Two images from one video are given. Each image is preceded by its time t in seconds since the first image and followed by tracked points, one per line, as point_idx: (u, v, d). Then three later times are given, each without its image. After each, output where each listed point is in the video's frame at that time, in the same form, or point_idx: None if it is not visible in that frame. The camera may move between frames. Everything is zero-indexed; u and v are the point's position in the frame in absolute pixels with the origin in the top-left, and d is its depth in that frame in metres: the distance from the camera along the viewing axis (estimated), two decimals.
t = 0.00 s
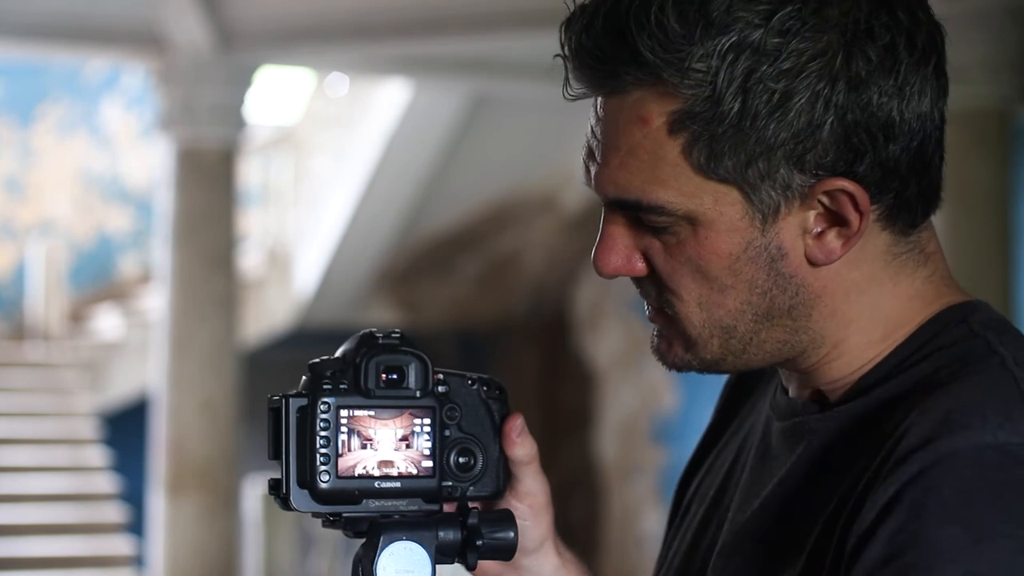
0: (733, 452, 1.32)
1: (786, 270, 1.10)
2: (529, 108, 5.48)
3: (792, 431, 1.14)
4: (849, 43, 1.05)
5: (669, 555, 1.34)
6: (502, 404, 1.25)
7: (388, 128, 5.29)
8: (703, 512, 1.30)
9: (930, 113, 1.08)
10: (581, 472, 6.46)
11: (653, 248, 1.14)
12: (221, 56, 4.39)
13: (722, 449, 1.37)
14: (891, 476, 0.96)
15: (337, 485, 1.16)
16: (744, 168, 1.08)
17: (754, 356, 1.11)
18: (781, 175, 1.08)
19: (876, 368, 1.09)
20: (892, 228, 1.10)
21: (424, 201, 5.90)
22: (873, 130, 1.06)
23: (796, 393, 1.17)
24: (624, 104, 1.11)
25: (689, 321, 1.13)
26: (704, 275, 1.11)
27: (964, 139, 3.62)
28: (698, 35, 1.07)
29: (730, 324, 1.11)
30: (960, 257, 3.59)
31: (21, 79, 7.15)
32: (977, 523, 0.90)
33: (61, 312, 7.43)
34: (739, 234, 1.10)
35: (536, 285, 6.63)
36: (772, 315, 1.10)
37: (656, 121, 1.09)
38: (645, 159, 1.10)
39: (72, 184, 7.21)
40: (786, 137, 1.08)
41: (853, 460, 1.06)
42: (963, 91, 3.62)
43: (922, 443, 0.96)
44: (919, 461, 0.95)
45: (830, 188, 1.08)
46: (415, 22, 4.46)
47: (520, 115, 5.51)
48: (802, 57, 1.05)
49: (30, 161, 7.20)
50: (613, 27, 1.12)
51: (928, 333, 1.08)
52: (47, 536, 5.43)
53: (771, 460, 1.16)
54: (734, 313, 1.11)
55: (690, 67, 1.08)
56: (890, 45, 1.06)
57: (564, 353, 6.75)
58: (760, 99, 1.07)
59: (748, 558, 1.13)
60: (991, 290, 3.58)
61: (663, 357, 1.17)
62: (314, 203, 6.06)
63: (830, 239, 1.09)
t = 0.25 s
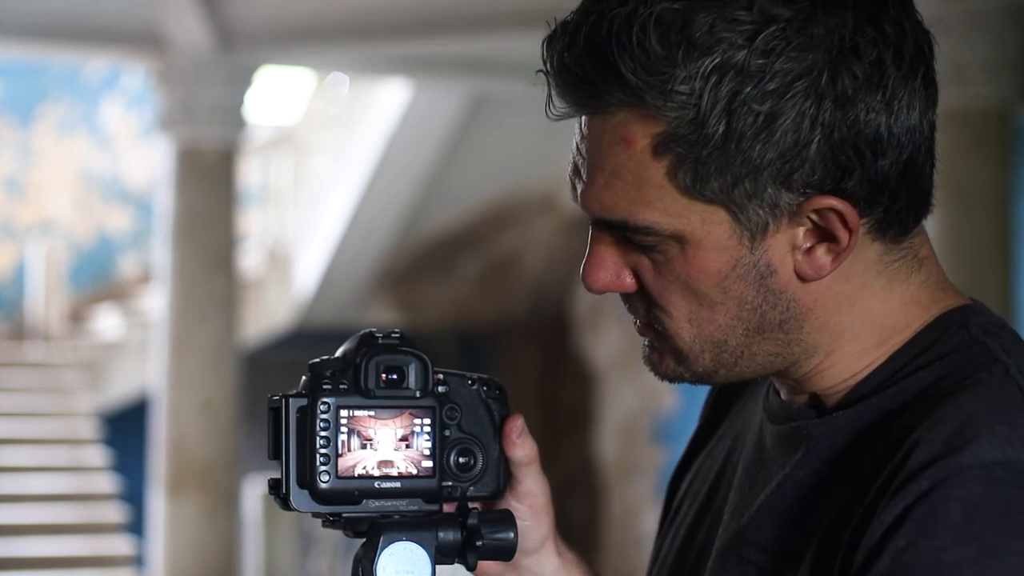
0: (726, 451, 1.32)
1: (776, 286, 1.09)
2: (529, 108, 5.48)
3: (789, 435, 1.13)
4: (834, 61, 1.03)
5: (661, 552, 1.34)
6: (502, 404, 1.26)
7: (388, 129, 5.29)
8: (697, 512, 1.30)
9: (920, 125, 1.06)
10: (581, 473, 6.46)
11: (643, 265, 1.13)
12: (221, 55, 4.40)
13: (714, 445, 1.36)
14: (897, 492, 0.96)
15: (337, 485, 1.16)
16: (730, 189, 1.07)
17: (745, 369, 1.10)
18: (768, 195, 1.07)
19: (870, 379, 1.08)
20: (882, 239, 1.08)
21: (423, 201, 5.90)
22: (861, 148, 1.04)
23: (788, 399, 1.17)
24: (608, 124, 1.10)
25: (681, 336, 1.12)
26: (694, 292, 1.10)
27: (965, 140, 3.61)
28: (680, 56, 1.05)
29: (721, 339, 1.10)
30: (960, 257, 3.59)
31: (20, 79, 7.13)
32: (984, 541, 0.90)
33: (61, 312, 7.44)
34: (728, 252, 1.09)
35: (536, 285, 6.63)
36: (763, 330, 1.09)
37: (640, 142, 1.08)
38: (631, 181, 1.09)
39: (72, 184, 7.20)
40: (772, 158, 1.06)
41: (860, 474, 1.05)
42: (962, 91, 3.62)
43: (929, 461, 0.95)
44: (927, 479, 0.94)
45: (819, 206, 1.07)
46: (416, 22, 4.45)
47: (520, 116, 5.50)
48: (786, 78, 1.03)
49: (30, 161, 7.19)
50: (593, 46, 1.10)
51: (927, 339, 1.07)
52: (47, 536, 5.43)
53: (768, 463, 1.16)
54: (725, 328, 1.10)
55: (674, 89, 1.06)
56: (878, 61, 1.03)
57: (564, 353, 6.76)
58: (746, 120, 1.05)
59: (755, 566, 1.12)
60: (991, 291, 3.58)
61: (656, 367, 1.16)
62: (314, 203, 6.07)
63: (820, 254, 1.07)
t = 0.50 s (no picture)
0: (725, 451, 1.32)
1: (784, 296, 1.09)
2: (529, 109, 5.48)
3: (795, 443, 1.13)
4: (839, 74, 1.02)
5: (659, 552, 1.34)
6: (507, 405, 1.26)
7: (388, 128, 5.29)
8: (696, 511, 1.30)
9: (927, 133, 1.06)
10: (581, 473, 6.46)
11: (647, 275, 1.13)
12: (221, 55, 4.40)
13: (710, 444, 1.37)
14: (905, 508, 0.96)
15: (339, 486, 1.16)
16: (737, 203, 1.07)
17: (753, 376, 1.11)
18: (776, 209, 1.07)
19: (878, 390, 1.09)
20: (889, 246, 1.08)
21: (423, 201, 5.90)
22: (868, 159, 1.04)
23: (794, 402, 1.17)
24: (610, 138, 1.09)
25: (687, 343, 1.12)
26: (700, 302, 1.10)
27: (964, 140, 3.61)
28: (683, 72, 1.04)
29: (729, 346, 1.11)
30: (960, 258, 3.59)
31: (20, 79, 7.13)
32: (992, 562, 0.91)
33: (61, 312, 7.44)
34: (734, 263, 1.09)
35: (536, 285, 6.64)
36: (771, 338, 1.10)
37: (644, 156, 1.07)
38: (635, 197, 1.09)
39: (72, 185, 7.20)
40: (779, 172, 1.06)
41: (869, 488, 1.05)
42: (963, 91, 3.61)
43: (938, 478, 0.95)
44: (936, 497, 0.94)
45: (826, 218, 1.07)
46: (416, 22, 4.45)
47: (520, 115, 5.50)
48: (792, 93, 1.03)
49: (30, 161, 7.19)
50: (593, 60, 1.09)
51: (935, 349, 1.07)
52: (48, 536, 5.43)
53: (774, 470, 1.16)
54: (732, 336, 1.10)
55: (678, 106, 1.05)
56: (884, 73, 1.02)
57: (564, 353, 6.76)
58: (752, 135, 1.05)
59: None
60: (991, 292, 3.58)
61: (663, 373, 1.17)
62: (314, 203, 6.06)
63: (827, 264, 1.08)
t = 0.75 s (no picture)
0: (723, 454, 1.32)
1: (775, 291, 1.09)
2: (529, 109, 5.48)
3: (790, 446, 1.13)
4: (827, 67, 1.02)
5: (657, 555, 1.34)
6: (507, 405, 1.26)
7: (388, 129, 5.29)
8: (693, 514, 1.30)
9: (918, 126, 1.06)
10: (581, 473, 6.46)
11: (641, 274, 1.13)
12: (221, 55, 4.40)
13: (708, 447, 1.37)
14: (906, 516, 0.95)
15: (339, 486, 1.16)
16: (727, 197, 1.07)
17: (743, 374, 1.10)
18: (767, 203, 1.07)
19: (873, 391, 1.08)
20: (882, 241, 1.08)
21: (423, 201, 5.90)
22: (859, 151, 1.04)
23: (790, 403, 1.17)
24: (601, 135, 1.09)
25: (678, 343, 1.12)
26: (692, 300, 1.10)
27: (963, 140, 3.61)
28: (671, 67, 1.04)
29: (720, 346, 1.10)
30: (960, 257, 3.59)
31: (20, 79, 7.13)
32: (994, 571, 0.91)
33: (61, 312, 7.44)
34: (727, 259, 1.09)
35: (536, 285, 6.64)
36: (763, 336, 1.09)
37: (635, 152, 1.07)
38: (626, 194, 1.09)
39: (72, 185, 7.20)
40: (768, 166, 1.06)
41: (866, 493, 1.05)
42: (964, 91, 3.62)
43: (939, 487, 0.95)
44: (936, 506, 0.94)
45: (818, 212, 1.07)
46: (416, 22, 4.45)
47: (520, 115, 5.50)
48: (780, 86, 1.03)
49: (30, 161, 7.18)
50: (582, 60, 1.09)
51: (930, 349, 1.07)
52: (47, 536, 5.43)
53: (771, 472, 1.16)
54: (723, 335, 1.10)
55: (667, 100, 1.05)
56: (871, 65, 1.03)
57: (564, 353, 6.76)
58: (741, 128, 1.05)
59: None
60: (991, 293, 3.58)
61: (654, 375, 1.17)
62: (314, 203, 6.06)
63: (820, 259, 1.07)
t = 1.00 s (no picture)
0: (721, 455, 1.32)
1: (775, 283, 1.08)
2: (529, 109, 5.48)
3: (790, 444, 1.13)
4: (826, 55, 1.03)
5: (655, 556, 1.34)
6: (511, 406, 1.26)
7: (388, 129, 5.29)
8: (692, 515, 1.30)
9: (915, 118, 1.06)
10: (581, 473, 6.46)
11: (642, 268, 1.12)
12: (221, 55, 4.40)
13: (706, 448, 1.37)
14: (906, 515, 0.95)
15: (342, 487, 1.16)
16: (726, 186, 1.07)
17: (749, 371, 1.10)
18: (767, 191, 1.07)
19: (872, 388, 1.08)
20: (881, 234, 1.08)
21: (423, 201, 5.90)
22: (857, 141, 1.05)
23: (790, 402, 1.17)
24: (602, 125, 1.09)
25: (683, 337, 1.12)
26: (693, 291, 1.10)
27: (962, 140, 3.61)
28: (671, 54, 1.05)
29: (724, 339, 1.10)
30: (960, 257, 3.59)
31: (20, 79, 7.12)
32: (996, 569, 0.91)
33: (61, 312, 7.44)
34: (726, 250, 1.08)
35: (536, 284, 6.64)
36: (765, 328, 1.09)
37: (635, 142, 1.08)
38: (627, 183, 1.09)
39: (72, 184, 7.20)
40: (767, 154, 1.06)
41: (866, 491, 1.05)
42: (964, 91, 3.62)
43: (938, 485, 0.95)
44: (935, 504, 0.94)
45: (816, 201, 1.07)
46: (416, 21, 4.45)
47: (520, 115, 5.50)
48: (779, 73, 1.03)
49: (30, 161, 7.18)
50: (584, 49, 1.10)
51: (929, 347, 1.07)
52: (47, 536, 5.43)
53: (771, 471, 1.16)
54: (727, 327, 1.10)
55: (667, 88, 1.06)
56: (870, 54, 1.03)
57: (564, 353, 6.76)
58: (740, 116, 1.05)
59: None
60: (990, 293, 3.58)
61: (663, 374, 1.16)
62: (314, 203, 6.07)
63: (819, 250, 1.07)
